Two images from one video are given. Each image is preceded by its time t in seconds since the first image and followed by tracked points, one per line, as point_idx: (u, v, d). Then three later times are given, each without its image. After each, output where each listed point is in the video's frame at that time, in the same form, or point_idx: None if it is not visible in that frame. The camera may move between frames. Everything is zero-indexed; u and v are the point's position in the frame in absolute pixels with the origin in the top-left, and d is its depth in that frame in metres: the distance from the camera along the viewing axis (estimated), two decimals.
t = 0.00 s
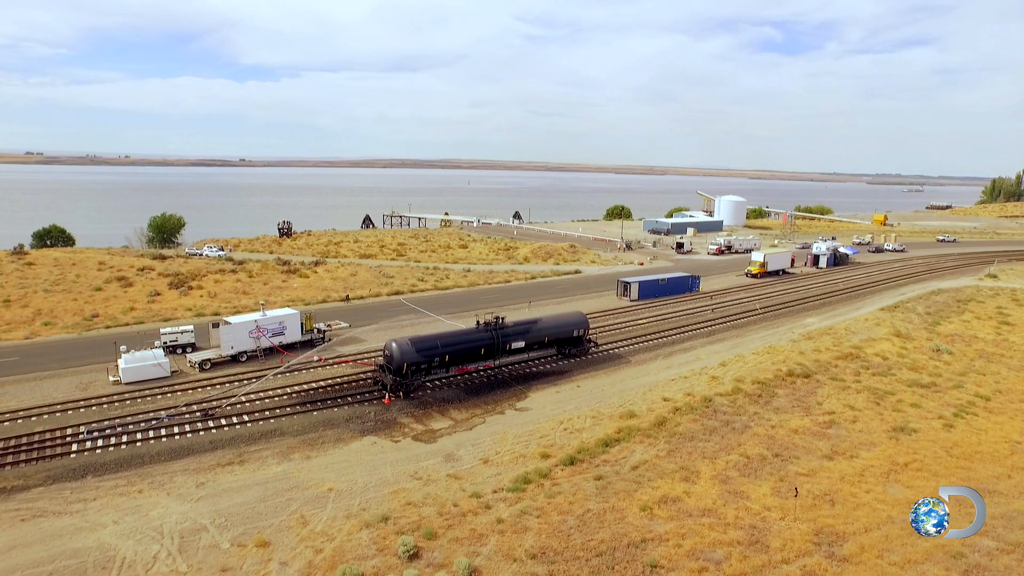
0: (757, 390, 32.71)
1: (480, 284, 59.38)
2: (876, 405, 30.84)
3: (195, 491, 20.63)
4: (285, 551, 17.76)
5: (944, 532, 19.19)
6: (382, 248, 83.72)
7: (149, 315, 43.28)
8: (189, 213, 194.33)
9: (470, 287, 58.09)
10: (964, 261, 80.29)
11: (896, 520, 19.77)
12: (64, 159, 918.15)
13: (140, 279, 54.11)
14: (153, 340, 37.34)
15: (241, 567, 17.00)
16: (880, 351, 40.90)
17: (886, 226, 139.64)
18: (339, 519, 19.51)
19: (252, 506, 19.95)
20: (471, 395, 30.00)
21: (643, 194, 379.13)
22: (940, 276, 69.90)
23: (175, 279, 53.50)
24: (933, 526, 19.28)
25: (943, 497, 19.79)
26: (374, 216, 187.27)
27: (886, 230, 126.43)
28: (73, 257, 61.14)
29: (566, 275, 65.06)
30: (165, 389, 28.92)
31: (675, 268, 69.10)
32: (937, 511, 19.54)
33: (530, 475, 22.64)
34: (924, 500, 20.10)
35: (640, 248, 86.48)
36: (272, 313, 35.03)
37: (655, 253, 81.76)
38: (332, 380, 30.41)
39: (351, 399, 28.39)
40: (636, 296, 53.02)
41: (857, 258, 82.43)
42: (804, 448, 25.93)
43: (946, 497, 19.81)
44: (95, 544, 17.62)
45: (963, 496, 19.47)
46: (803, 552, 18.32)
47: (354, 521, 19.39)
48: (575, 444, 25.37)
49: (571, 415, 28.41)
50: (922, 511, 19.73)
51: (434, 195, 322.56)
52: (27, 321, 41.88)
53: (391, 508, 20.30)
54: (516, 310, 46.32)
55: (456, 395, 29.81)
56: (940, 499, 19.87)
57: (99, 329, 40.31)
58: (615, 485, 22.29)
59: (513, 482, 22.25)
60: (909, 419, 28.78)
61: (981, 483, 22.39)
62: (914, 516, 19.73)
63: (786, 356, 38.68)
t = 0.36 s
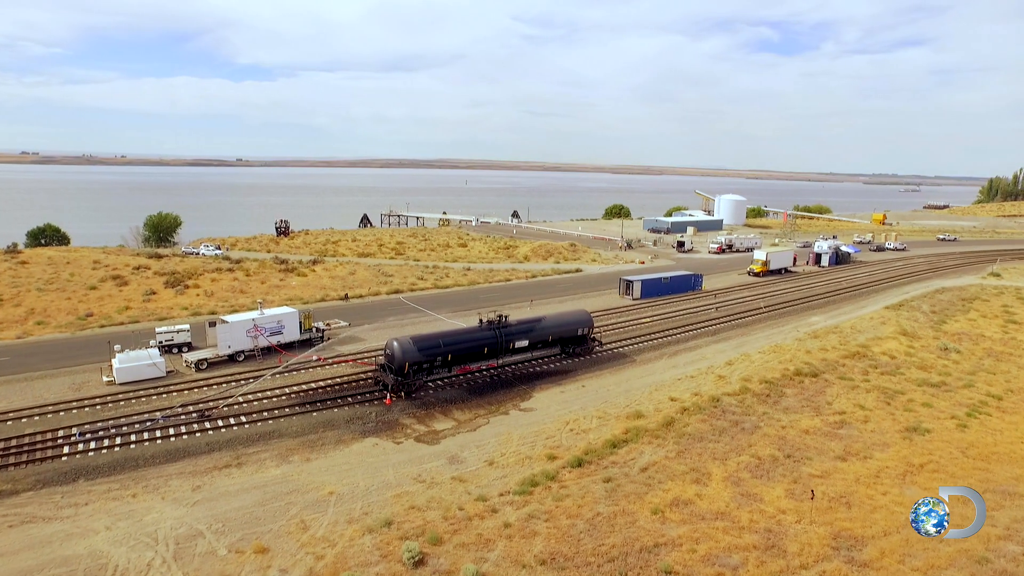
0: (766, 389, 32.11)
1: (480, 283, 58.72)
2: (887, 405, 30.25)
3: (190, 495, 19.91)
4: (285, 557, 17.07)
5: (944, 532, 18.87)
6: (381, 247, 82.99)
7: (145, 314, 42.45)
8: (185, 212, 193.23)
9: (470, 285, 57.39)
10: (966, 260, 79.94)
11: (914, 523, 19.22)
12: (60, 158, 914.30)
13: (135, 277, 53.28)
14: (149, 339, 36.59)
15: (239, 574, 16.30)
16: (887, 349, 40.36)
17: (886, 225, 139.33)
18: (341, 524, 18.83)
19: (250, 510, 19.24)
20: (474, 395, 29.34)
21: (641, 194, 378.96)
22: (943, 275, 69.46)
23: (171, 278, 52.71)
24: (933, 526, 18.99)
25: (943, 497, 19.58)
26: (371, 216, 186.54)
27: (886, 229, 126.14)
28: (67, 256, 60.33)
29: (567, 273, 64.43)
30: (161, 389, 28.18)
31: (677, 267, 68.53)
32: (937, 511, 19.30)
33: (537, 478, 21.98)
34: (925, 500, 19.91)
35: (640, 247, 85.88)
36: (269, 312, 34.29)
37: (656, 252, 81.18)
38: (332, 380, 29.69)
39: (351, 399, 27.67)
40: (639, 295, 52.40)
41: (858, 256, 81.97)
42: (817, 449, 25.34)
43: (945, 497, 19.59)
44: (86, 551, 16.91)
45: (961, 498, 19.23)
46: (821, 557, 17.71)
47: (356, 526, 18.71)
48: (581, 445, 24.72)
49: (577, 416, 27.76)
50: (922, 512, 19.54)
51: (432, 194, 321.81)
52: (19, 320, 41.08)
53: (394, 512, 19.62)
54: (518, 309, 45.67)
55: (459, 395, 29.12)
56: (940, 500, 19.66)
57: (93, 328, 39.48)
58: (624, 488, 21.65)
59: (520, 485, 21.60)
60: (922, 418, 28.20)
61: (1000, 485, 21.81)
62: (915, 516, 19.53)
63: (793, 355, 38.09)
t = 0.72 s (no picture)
0: (773, 389, 31.55)
1: (480, 282, 58.07)
2: (897, 404, 29.71)
3: (186, 499, 19.21)
4: (284, 564, 16.39)
5: (945, 532, 18.45)
6: (379, 246, 82.32)
7: (140, 313, 41.71)
8: (181, 212, 192.44)
9: (470, 284, 56.77)
10: (967, 259, 79.64)
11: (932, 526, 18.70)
12: (54, 158, 910.02)
13: (130, 276, 52.50)
14: (144, 338, 35.84)
15: None
16: (894, 348, 39.84)
17: (884, 224, 139.28)
18: (343, 529, 18.15)
19: (249, 515, 18.55)
20: (477, 395, 28.68)
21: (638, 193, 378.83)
22: (944, 273, 69.09)
23: (167, 276, 51.95)
24: (933, 526, 18.58)
25: (943, 498, 19.28)
26: (369, 216, 186.00)
27: (884, 228, 126.07)
28: (61, 254, 59.56)
29: (567, 272, 63.89)
30: (155, 390, 27.45)
31: (678, 266, 68.01)
32: (936, 512, 18.97)
33: (544, 480, 21.36)
34: (924, 501, 19.60)
35: (640, 246, 85.40)
36: (267, 310, 33.60)
37: (656, 251, 80.71)
38: (331, 380, 29.00)
39: (351, 400, 26.98)
40: (641, 293, 51.83)
41: (859, 255, 81.53)
42: (829, 449, 24.77)
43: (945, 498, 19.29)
44: (77, 559, 16.21)
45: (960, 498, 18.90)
46: (841, 562, 17.12)
47: (358, 531, 18.03)
48: (589, 446, 24.10)
49: (582, 416, 27.14)
50: (922, 512, 19.19)
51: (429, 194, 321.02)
52: (11, 320, 40.28)
53: (397, 516, 18.95)
54: (519, 308, 45.04)
55: (461, 395, 28.47)
56: (940, 500, 19.35)
57: (87, 327, 38.71)
58: (634, 490, 21.04)
59: (527, 487, 20.96)
60: (934, 418, 27.66)
61: (1019, 486, 21.25)
62: (914, 516, 19.18)
63: (799, 354, 37.56)
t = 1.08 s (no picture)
0: (782, 388, 30.98)
1: (480, 281, 57.39)
2: (909, 403, 29.18)
3: (182, 505, 18.51)
4: (286, 572, 15.71)
5: (945, 532, 18.09)
6: (377, 245, 81.56)
7: (134, 312, 40.94)
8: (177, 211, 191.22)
9: (470, 283, 56.14)
10: (968, 257, 79.28)
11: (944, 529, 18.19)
12: (49, 158, 905.48)
13: (124, 275, 51.64)
14: (139, 338, 35.06)
15: None
16: (901, 346, 39.33)
17: (883, 223, 139.07)
18: (346, 534, 17.47)
19: (247, 521, 17.86)
20: (480, 396, 28.01)
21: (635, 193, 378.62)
22: (946, 272, 68.81)
23: (162, 275, 51.11)
24: (933, 526, 18.21)
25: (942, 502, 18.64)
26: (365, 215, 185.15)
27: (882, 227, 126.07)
28: (54, 253, 58.63)
29: (568, 271, 63.28)
30: (150, 391, 26.70)
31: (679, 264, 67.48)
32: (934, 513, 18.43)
33: (552, 483, 20.73)
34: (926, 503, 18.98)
35: (640, 244, 84.86)
36: (265, 309, 32.87)
37: (657, 249, 80.12)
38: (331, 381, 28.29)
39: (352, 401, 26.29)
40: (643, 292, 51.24)
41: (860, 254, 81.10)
42: (842, 449, 24.21)
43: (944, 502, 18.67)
44: (68, 568, 15.50)
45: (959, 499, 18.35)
46: (863, 567, 16.53)
47: (362, 537, 17.37)
48: (597, 448, 23.48)
49: (589, 416, 26.51)
50: (921, 511, 18.78)
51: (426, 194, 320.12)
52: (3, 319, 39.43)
53: (402, 521, 18.29)
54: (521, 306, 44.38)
55: (464, 395, 27.79)
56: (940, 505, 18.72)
57: (80, 327, 37.92)
58: (646, 494, 20.43)
59: (535, 491, 20.33)
60: (947, 418, 27.13)
61: None
62: (916, 515, 18.77)
63: (806, 353, 37.04)
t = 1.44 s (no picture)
0: (791, 387, 30.40)
1: (481, 279, 56.74)
2: (921, 403, 28.61)
3: (179, 510, 17.80)
4: None
5: (945, 532, 17.69)
6: (376, 243, 80.78)
7: (129, 311, 40.18)
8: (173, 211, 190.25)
9: (470, 281, 55.51)
10: (970, 256, 78.94)
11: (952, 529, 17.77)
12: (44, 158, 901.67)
13: (120, 274, 50.83)
14: (134, 338, 34.30)
15: None
16: (909, 345, 38.80)
17: (882, 222, 138.85)
18: (349, 540, 16.80)
19: (247, 526, 17.17)
20: (485, 396, 27.33)
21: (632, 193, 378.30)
22: (948, 270, 68.41)
23: (158, 275, 50.31)
24: (933, 526, 17.82)
25: (942, 500, 18.21)
26: (363, 215, 184.56)
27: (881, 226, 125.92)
28: (48, 252, 57.75)
29: (569, 269, 62.64)
30: (146, 392, 25.96)
31: (681, 263, 66.93)
32: (937, 511, 17.97)
33: (562, 486, 20.11)
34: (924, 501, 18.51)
35: (640, 243, 84.28)
36: (263, 308, 32.14)
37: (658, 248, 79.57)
38: (332, 381, 27.61)
39: (354, 401, 25.61)
40: (646, 291, 50.63)
41: (862, 252, 80.69)
42: (857, 450, 23.63)
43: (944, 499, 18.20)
44: None
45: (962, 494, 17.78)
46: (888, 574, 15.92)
47: (366, 543, 16.69)
48: (606, 449, 22.87)
49: (597, 417, 25.89)
50: (921, 511, 18.27)
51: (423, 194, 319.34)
52: None
53: (408, 526, 17.62)
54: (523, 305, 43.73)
55: (468, 396, 27.12)
56: (940, 501, 18.28)
57: (74, 326, 37.13)
58: (659, 497, 19.83)
59: (544, 494, 19.70)
60: (962, 417, 26.59)
61: None
62: (915, 515, 18.32)
63: (814, 352, 36.49)
